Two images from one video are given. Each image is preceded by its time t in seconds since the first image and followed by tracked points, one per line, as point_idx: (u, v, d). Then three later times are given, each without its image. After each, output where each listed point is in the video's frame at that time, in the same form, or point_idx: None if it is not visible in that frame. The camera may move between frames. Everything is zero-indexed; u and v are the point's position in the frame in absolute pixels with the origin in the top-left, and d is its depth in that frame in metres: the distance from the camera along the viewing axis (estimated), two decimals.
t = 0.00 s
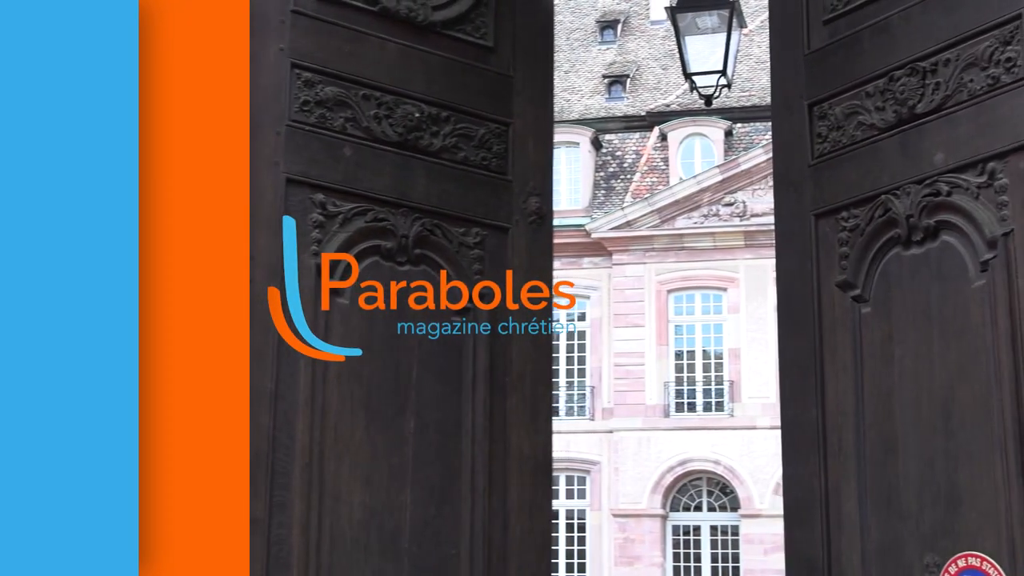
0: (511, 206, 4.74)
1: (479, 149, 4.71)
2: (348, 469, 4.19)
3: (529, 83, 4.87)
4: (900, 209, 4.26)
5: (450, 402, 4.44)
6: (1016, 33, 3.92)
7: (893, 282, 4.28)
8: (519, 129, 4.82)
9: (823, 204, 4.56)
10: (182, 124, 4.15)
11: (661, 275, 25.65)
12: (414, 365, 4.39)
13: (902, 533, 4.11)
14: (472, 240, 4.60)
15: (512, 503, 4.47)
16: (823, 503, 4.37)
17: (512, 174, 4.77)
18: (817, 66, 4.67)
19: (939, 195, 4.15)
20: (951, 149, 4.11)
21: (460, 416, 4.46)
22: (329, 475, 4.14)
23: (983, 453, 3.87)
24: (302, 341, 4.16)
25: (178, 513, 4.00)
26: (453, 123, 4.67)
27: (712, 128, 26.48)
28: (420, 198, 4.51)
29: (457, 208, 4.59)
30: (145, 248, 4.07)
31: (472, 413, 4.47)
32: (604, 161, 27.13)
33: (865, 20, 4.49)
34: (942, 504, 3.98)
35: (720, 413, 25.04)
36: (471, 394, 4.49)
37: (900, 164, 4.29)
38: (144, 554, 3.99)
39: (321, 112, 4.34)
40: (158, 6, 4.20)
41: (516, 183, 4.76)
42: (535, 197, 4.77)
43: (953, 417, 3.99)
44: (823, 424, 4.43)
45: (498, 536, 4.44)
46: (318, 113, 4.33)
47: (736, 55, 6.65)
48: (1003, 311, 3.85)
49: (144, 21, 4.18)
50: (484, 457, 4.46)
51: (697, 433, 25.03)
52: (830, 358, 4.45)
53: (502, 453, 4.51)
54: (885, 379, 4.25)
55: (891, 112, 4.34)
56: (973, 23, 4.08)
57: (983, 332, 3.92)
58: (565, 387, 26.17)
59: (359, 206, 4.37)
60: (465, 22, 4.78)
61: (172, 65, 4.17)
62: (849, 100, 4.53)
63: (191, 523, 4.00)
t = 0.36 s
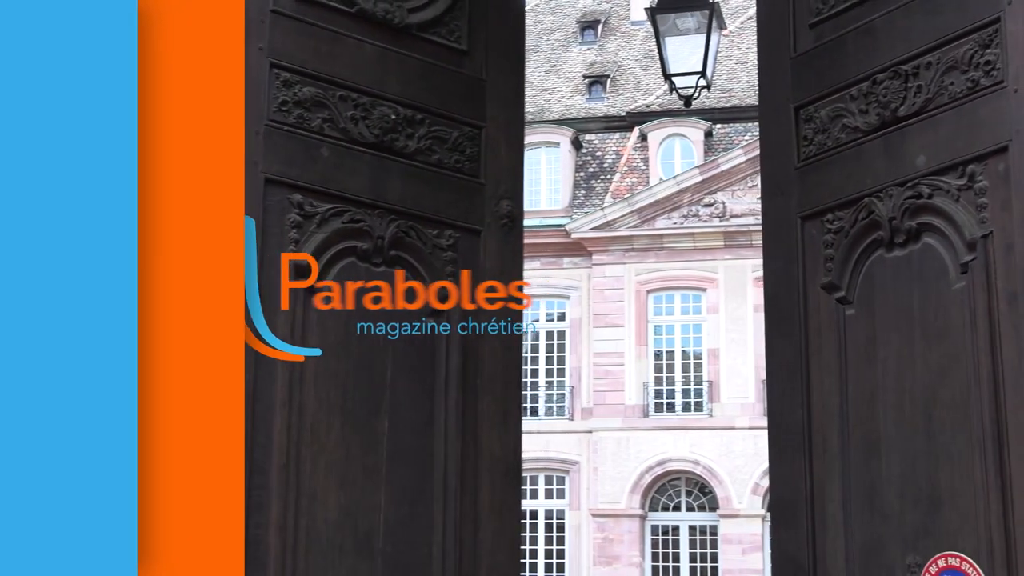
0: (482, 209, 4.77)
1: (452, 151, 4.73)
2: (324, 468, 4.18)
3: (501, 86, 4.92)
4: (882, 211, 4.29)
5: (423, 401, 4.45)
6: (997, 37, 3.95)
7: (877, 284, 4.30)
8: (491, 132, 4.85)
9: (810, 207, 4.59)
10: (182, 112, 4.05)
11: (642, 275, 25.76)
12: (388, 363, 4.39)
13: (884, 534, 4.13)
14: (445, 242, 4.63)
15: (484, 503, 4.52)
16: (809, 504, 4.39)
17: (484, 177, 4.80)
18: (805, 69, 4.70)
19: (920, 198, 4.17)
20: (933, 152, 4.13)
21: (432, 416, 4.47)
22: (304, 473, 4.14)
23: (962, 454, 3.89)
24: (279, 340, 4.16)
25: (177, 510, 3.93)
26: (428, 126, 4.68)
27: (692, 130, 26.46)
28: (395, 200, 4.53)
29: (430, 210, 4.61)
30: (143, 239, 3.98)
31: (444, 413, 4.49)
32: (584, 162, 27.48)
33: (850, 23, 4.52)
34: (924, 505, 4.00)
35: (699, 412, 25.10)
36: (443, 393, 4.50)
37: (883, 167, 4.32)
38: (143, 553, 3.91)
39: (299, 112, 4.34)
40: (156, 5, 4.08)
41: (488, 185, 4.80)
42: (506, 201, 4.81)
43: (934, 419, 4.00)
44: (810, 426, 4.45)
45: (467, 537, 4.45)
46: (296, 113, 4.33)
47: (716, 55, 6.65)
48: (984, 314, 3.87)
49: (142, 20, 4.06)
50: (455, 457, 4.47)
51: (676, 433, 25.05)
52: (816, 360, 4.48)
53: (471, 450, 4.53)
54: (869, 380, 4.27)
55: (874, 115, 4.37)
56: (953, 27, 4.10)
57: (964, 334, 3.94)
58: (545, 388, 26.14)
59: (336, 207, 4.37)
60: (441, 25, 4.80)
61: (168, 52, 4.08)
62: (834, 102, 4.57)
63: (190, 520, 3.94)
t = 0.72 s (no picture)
0: (452, 210, 4.82)
1: (423, 154, 4.77)
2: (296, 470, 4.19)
3: (469, 88, 4.97)
4: (863, 213, 4.31)
5: (393, 403, 4.48)
6: (973, 40, 3.98)
7: (858, 287, 4.33)
8: (459, 136, 4.90)
9: (793, 209, 4.62)
10: (147, 101, 4.01)
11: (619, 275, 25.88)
12: (359, 364, 4.41)
13: (864, 534, 4.15)
14: (416, 244, 4.67)
15: (451, 503, 4.57)
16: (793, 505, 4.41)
17: (455, 180, 4.86)
18: (787, 72, 4.71)
19: (899, 200, 4.19)
20: (911, 155, 4.15)
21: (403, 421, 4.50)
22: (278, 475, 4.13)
23: (939, 454, 3.91)
24: (252, 340, 4.15)
25: (145, 508, 3.86)
26: (400, 128, 4.71)
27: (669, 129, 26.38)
28: (368, 201, 4.54)
29: (402, 211, 4.64)
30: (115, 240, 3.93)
31: (414, 416, 4.52)
32: (562, 161, 27.56)
33: (833, 26, 4.54)
34: (902, 505, 4.02)
35: (674, 412, 25.06)
36: (413, 396, 4.54)
37: (863, 170, 4.34)
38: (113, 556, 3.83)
39: (274, 112, 4.33)
40: None
41: (457, 188, 4.85)
42: (475, 203, 4.88)
43: (913, 420, 4.02)
44: (792, 428, 4.47)
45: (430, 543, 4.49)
46: (271, 113, 4.32)
47: (693, 57, 6.66)
48: (960, 316, 3.90)
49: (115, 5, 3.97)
50: (425, 459, 4.51)
51: (652, 434, 25.06)
52: (799, 362, 4.50)
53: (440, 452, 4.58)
54: (849, 382, 4.29)
55: (855, 118, 4.39)
56: (932, 30, 4.13)
57: (941, 335, 3.97)
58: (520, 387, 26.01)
59: (310, 207, 4.38)
60: (412, 28, 4.84)
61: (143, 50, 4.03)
62: (816, 106, 4.59)
63: (157, 517, 3.88)
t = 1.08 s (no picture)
0: (420, 213, 4.80)
1: (391, 156, 4.74)
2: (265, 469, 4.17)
3: (436, 93, 4.96)
4: (841, 216, 4.33)
5: (362, 404, 4.45)
6: (948, 44, 4.02)
7: (836, 289, 4.34)
8: (427, 138, 4.87)
9: (774, 211, 4.62)
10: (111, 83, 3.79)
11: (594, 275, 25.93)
12: (329, 365, 4.38)
13: (842, 535, 4.16)
14: (384, 245, 4.65)
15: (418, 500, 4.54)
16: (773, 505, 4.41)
17: (422, 182, 4.83)
18: (769, 75, 4.73)
19: (877, 203, 4.20)
20: (888, 157, 4.17)
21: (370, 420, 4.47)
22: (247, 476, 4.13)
23: (914, 454, 3.94)
24: (224, 340, 4.14)
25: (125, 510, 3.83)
26: (369, 129, 4.69)
27: (644, 129, 26.34)
28: (338, 202, 4.52)
29: (369, 212, 4.62)
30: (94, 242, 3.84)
31: (382, 416, 4.49)
32: (537, 161, 27.55)
33: (813, 30, 4.57)
34: (879, 505, 4.04)
35: (648, 413, 25.12)
36: (381, 398, 4.51)
37: (841, 172, 4.36)
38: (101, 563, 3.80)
39: (247, 112, 4.32)
40: None
41: (424, 189, 4.83)
42: (443, 206, 4.85)
43: (890, 420, 4.05)
44: (773, 429, 4.47)
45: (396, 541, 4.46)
46: (244, 113, 4.31)
47: (668, 57, 6.66)
48: (935, 317, 3.93)
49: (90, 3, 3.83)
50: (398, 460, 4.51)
51: (627, 434, 25.10)
52: (780, 364, 4.51)
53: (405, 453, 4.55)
54: (828, 383, 4.30)
55: (834, 121, 4.41)
56: (908, 34, 4.16)
57: (916, 337, 4.00)
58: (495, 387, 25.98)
59: (282, 207, 4.36)
60: (381, 30, 4.83)
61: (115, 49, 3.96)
62: (796, 109, 4.60)
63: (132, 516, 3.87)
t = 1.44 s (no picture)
0: (393, 214, 4.83)
1: (366, 157, 4.77)
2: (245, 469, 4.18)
3: (409, 96, 4.98)
4: (828, 218, 4.35)
5: (336, 407, 4.50)
6: (930, 47, 4.03)
7: (823, 290, 4.36)
8: (400, 140, 4.90)
9: (763, 213, 4.65)
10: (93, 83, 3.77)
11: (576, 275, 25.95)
12: (304, 367, 4.42)
13: (829, 535, 4.18)
14: (359, 247, 4.68)
15: (388, 504, 4.58)
16: (762, 506, 4.44)
17: (395, 185, 4.86)
18: (757, 79, 4.75)
19: (861, 205, 4.22)
20: (873, 160, 4.20)
21: (344, 424, 4.52)
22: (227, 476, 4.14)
23: (897, 455, 3.96)
24: (203, 341, 4.14)
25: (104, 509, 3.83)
26: (345, 131, 4.72)
27: (627, 129, 26.38)
28: (315, 204, 4.55)
29: (345, 212, 4.65)
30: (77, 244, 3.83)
31: (355, 419, 4.54)
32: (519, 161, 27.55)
33: (802, 32, 4.59)
34: (863, 505, 4.06)
35: (630, 412, 25.16)
36: (353, 400, 4.56)
37: (828, 175, 4.38)
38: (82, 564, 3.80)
39: (226, 112, 4.32)
40: None
41: (397, 192, 4.86)
42: (415, 208, 4.88)
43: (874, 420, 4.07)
44: (761, 431, 4.49)
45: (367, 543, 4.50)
46: (224, 112, 4.31)
47: (650, 57, 6.66)
48: (918, 319, 3.95)
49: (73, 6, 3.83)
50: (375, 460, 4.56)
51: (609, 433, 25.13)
52: (768, 366, 4.53)
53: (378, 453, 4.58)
54: (816, 384, 4.32)
55: (820, 124, 4.43)
56: (892, 36, 4.17)
57: (900, 339, 4.02)
58: (476, 387, 25.97)
59: (259, 207, 4.37)
60: (356, 32, 4.86)
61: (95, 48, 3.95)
62: (784, 112, 4.62)
63: (118, 516, 3.85)
